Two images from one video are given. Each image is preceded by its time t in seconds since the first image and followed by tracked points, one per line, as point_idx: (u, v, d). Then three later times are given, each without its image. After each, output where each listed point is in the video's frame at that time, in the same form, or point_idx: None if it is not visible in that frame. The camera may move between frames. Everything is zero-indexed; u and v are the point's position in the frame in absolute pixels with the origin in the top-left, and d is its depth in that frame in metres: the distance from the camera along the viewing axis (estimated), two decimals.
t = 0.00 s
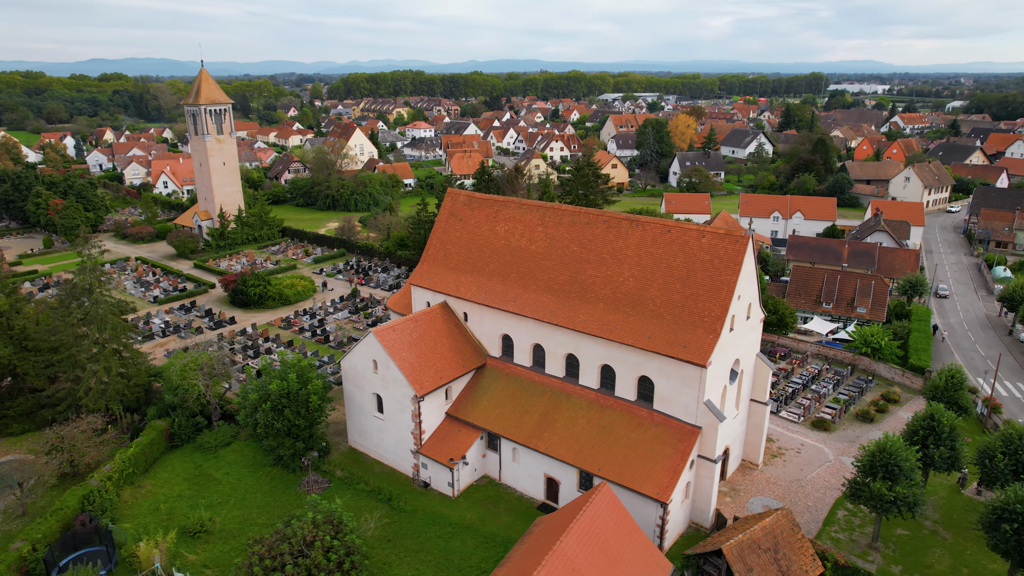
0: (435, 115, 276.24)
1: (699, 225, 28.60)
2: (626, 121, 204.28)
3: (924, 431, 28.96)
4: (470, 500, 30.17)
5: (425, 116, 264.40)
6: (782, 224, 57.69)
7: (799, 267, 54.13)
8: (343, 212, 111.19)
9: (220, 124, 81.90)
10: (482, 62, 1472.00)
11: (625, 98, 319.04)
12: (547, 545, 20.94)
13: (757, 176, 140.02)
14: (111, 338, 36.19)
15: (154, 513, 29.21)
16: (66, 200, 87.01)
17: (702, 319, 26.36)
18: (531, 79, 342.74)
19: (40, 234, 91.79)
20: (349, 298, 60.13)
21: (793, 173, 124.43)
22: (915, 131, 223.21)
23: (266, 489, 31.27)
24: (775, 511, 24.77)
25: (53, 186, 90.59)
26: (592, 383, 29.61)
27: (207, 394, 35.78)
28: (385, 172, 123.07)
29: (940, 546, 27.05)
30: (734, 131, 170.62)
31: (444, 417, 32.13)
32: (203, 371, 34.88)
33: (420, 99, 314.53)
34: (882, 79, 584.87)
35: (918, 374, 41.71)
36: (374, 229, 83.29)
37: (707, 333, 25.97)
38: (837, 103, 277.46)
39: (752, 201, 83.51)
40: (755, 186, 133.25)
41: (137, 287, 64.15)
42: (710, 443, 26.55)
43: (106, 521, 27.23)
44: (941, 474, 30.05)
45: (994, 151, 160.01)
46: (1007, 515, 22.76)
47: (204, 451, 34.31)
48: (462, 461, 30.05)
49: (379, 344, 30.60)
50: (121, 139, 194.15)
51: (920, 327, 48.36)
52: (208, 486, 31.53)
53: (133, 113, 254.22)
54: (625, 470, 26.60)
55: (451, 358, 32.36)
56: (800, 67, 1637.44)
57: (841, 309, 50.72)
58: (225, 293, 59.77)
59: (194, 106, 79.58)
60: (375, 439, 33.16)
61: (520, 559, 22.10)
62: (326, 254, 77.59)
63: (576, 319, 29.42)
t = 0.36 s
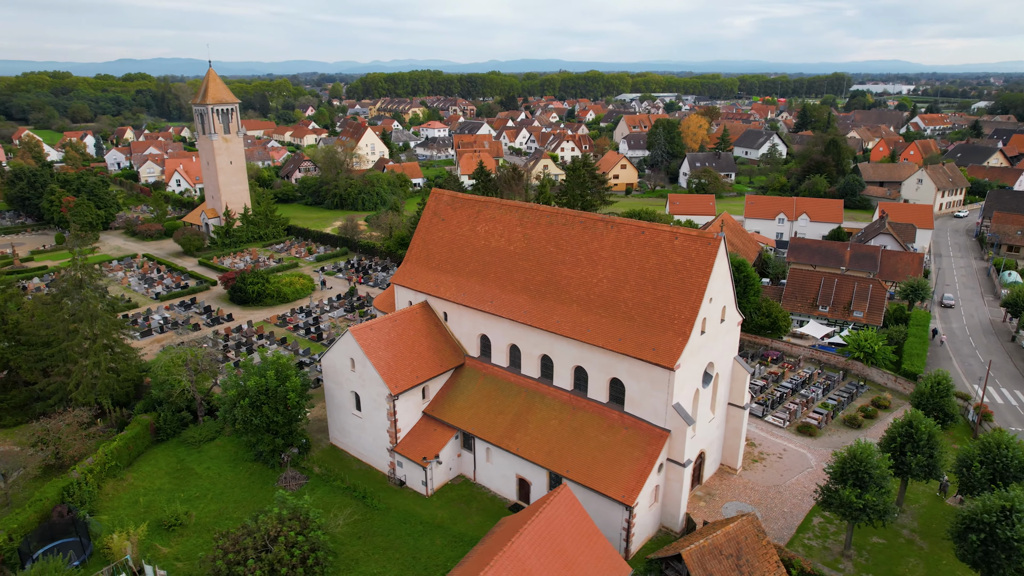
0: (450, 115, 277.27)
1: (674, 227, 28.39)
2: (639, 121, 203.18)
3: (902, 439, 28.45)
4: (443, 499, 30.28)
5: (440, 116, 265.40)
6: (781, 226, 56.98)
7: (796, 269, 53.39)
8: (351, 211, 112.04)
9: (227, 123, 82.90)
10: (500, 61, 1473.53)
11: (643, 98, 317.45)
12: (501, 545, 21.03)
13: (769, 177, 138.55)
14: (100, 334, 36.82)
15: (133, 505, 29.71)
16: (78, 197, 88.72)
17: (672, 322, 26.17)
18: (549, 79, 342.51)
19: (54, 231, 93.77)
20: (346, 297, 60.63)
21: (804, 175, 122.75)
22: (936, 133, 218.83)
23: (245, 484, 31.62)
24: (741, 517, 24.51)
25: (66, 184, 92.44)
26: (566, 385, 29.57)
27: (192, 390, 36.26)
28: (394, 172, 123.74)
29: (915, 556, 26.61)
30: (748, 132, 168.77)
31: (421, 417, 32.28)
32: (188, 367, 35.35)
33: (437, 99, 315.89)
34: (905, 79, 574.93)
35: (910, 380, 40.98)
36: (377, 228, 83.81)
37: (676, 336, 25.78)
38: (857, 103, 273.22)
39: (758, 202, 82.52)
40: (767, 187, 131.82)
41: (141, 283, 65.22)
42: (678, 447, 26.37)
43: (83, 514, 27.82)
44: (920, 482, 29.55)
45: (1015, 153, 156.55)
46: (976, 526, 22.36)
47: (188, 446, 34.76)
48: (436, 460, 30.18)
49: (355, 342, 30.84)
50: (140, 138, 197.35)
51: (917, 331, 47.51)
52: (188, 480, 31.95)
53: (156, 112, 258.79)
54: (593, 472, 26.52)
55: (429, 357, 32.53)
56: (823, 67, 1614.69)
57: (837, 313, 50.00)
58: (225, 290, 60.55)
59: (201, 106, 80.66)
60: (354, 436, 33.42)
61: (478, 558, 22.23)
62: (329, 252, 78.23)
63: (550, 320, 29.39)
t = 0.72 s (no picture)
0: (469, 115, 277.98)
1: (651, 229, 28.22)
2: (657, 122, 201.55)
3: (883, 447, 27.90)
4: (420, 498, 30.48)
5: (459, 116, 266.20)
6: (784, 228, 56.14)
7: (797, 273, 52.56)
8: (362, 209, 113.03)
9: (238, 123, 84.11)
10: (523, 61, 1475.56)
11: (664, 98, 314.83)
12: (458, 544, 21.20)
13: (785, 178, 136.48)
14: (97, 328, 37.64)
15: (117, 497, 30.39)
16: (96, 194, 90.85)
17: (644, 324, 26.00)
18: (571, 79, 341.66)
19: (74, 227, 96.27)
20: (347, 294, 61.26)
21: (820, 177, 120.60)
22: (964, 135, 213.47)
23: (228, 478, 32.13)
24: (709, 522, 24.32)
25: (86, 182, 94.71)
26: (542, 386, 29.55)
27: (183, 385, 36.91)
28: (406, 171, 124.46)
29: (891, 566, 26.08)
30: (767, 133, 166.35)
31: (401, 415, 32.53)
32: (179, 363, 35.98)
33: (456, 99, 316.89)
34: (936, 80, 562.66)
35: (906, 387, 40.13)
36: (384, 227, 84.35)
37: (648, 339, 25.61)
38: (883, 104, 267.76)
39: (767, 204, 81.33)
40: (782, 188, 129.93)
41: (150, 279, 66.58)
42: (650, 451, 26.22)
43: (67, 504, 28.66)
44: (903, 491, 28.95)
45: None
46: (945, 538, 21.92)
47: (177, 439, 35.41)
48: (413, 459, 30.38)
49: (335, 340, 31.18)
50: (164, 136, 201.28)
51: (918, 337, 46.48)
52: (174, 473, 32.57)
53: (182, 112, 263.91)
54: (563, 474, 26.50)
55: (410, 356, 32.77)
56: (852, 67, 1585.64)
57: (837, 318, 49.12)
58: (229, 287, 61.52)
59: (213, 105, 81.86)
60: (337, 433, 33.77)
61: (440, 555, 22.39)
62: (335, 250, 79.05)
63: (527, 321, 29.41)
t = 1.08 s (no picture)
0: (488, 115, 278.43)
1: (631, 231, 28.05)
2: (675, 122, 199.76)
3: (865, 455, 27.40)
4: (400, 496, 30.70)
5: (477, 116, 266.80)
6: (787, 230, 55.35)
7: (799, 276, 51.85)
8: (374, 208, 113.89)
9: (250, 122, 85.14)
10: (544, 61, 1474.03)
11: (685, 99, 312.01)
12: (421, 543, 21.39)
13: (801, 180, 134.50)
14: (95, 323, 38.47)
15: (106, 488, 31.05)
16: (113, 192, 92.82)
17: (620, 327, 25.88)
18: (593, 79, 340.50)
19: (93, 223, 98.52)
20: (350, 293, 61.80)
21: (836, 179, 118.58)
22: (992, 136, 208.29)
23: (215, 472, 32.65)
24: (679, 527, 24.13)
25: (104, 180, 96.78)
26: (522, 387, 29.56)
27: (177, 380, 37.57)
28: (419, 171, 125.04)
29: None
30: (785, 134, 163.85)
31: (385, 413, 32.81)
32: (172, 357, 36.64)
33: (476, 99, 317.63)
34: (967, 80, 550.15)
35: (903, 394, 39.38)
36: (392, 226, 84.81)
37: (622, 341, 25.50)
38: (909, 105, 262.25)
39: (777, 206, 80.24)
40: (798, 190, 128.10)
41: (159, 275, 67.88)
42: (624, 454, 26.10)
43: (56, 495, 29.34)
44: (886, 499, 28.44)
45: None
46: (917, 549, 21.56)
47: (170, 433, 36.06)
48: (393, 457, 30.60)
49: (320, 338, 31.54)
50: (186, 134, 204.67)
51: (920, 343, 45.53)
52: (163, 466, 33.17)
53: (207, 111, 268.50)
54: (538, 475, 26.50)
55: (395, 355, 33.01)
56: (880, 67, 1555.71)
57: (838, 322, 48.34)
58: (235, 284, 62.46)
59: (226, 105, 82.94)
60: (323, 430, 34.14)
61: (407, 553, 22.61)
62: (343, 249, 79.79)
63: (507, 322, 29.43)
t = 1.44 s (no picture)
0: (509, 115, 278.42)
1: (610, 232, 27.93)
2: (695, 122, 197.60)
3: (845, 463, 26.85)
4: (380, 493, 30.98)
5: (498, 116, 266.93)
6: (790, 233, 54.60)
7: (801, 280, 51.02)
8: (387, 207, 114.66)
9: (264, 122, 86.34)
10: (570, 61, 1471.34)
11: (710, 100, 308.40)
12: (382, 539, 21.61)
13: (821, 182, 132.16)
14: (95, 318, 39.45)
15: (96, 479, 31.86)
16: (132, 189, 94.99)
17: (593, 328, 25.81)
18: (617, 79, 338.53)
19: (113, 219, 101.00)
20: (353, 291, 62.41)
21: (854, 182, 116.02)
22: None
23: (203, 465, 33.28)
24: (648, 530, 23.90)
25: (124, 177, 99.10)
26: (501, 386, 29.61)
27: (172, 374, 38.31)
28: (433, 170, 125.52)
29: None
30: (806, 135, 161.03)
31: (369, 411, 33.16)
32: (166, 352, 37.42)
33: (497, 99, 317.86)
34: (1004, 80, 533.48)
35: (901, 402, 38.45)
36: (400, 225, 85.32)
37: (595, 343, 25.43)
38: (939, 106, 255.73)
39: (788, 209, 78.76)
40: (817, 192, 125.91)
41: (170, 271, 69.30)
42: (596, 456, 26.02)
43: (48, 484, 30.26)
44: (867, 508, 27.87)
45: None
46: (885, 560, 21.25)
47: (163, 426, 36.83)
48: (373, 454, 30.89)
49: (304, 335, 31.96)
50: (210, 133, 208.47)
51: (923, 350, 44.46)
52: (153, 457, 33.92)
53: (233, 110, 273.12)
54: (510, 475, 26.54)
55: (379, 353, 33.34)
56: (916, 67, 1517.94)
57: (839, 327, 47.54)
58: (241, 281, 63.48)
59: (240, 104, 84.17)
60: (309, 425, 34.61)
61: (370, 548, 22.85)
62: (351, 247, 80.59)
63: (486, 322, 29.50)
